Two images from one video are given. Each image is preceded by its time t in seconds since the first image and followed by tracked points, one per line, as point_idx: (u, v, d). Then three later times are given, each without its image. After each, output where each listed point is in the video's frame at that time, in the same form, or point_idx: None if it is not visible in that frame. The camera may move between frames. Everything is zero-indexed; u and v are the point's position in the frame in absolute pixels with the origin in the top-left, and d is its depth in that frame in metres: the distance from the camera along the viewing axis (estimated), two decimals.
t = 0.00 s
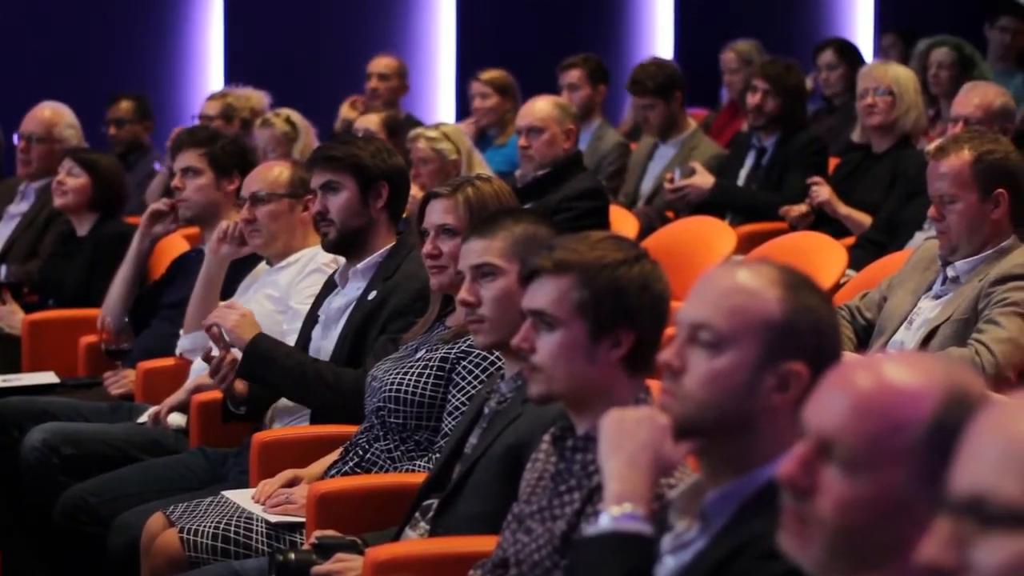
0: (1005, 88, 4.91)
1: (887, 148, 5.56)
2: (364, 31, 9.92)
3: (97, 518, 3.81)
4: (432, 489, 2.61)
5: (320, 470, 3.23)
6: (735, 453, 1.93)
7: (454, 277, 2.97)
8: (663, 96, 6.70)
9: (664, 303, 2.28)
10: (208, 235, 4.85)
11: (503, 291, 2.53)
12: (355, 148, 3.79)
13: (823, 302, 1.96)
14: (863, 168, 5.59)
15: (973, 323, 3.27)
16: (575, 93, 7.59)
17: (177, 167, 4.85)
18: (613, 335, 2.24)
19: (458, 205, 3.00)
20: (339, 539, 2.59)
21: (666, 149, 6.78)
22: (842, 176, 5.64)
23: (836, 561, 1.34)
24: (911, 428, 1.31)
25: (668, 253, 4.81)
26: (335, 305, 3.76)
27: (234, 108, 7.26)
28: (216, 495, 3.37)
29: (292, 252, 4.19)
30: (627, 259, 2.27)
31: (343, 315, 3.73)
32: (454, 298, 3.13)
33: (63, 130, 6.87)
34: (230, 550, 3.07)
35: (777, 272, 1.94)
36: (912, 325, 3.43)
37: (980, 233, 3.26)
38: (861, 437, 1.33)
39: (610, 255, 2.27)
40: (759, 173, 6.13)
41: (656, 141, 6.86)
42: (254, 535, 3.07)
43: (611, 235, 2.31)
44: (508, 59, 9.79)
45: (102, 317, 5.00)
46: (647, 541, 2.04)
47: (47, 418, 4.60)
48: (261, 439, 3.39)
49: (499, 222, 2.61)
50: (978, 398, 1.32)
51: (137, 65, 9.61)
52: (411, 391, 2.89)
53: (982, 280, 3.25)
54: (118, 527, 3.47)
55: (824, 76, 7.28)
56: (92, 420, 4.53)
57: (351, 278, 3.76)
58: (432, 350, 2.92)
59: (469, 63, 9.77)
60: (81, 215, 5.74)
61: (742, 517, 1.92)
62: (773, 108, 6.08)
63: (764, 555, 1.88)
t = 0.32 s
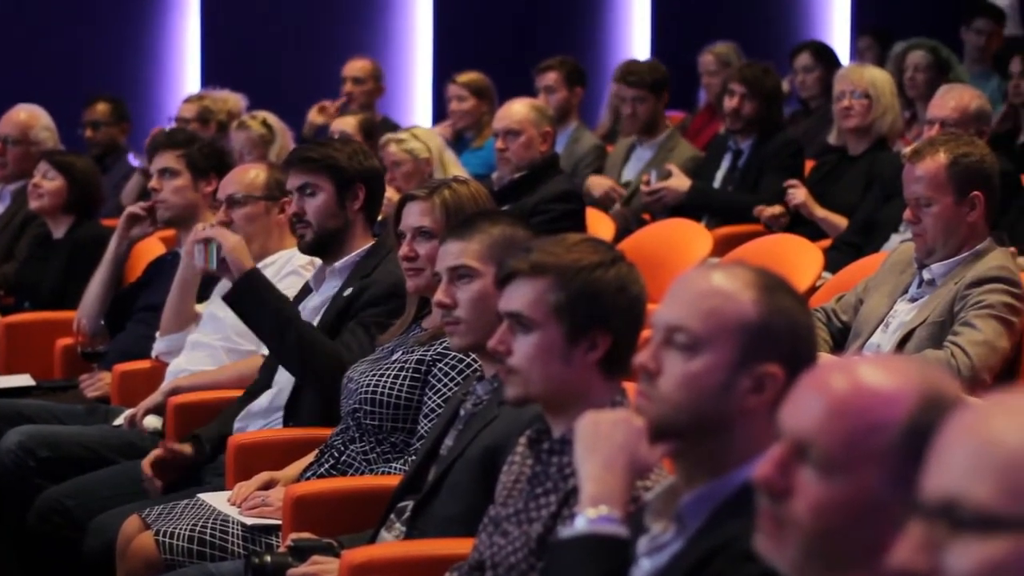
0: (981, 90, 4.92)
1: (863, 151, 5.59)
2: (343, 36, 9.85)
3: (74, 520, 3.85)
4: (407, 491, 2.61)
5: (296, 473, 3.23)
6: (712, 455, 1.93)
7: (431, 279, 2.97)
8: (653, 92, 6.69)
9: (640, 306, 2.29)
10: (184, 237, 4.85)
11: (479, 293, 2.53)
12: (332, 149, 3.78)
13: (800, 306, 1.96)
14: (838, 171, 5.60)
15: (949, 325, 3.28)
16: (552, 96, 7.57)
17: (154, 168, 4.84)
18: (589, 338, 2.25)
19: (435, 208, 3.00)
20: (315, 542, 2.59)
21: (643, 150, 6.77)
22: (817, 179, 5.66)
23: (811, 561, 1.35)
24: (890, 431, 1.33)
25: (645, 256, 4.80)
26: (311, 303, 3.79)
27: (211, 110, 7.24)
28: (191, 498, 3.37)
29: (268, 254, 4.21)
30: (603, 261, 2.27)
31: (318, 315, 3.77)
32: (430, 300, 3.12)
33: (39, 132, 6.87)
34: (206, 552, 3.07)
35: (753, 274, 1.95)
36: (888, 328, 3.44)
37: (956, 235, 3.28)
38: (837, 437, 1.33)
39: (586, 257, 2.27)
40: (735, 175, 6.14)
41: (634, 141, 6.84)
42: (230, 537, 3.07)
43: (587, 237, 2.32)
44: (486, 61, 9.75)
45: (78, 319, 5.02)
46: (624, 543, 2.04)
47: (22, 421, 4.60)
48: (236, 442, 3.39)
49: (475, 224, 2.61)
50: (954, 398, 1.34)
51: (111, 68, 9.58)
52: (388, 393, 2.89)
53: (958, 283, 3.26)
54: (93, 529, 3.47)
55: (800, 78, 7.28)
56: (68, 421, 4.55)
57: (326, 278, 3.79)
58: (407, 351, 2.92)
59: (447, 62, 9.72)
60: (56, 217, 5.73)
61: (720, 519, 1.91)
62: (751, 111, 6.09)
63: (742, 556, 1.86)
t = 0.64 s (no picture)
0: (945, 97, 4.93)
1: (828, 157, 5.61)
2: (307, 42, 9.78)
3: (39, 527, 3.84)
4: (372, 498, 2.61)
5: (262, 480, 3.24)
6: (678, 462, 1.94)
7: (397, 286, 2.97)
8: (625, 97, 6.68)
9: (604, 313, 2.30)
10: (149, 244, 4.86)
11: (444, 301, 2.53)
12: (296, 155, 3.77)
13: (765, 313, 1.96)
14: (803, 179, 5.61)
15: (914, 333, 3.30)
16: (518, 103, 7.51)
17: (120, 174, 4.85)
18: (555, 345, 2.25)
19: (401, 215, 3.00)
20: (280, 549, 2.59)
21: (611, 157, 6.78)
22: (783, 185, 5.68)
23: (772, 569, 1.34)
24: (851, 437, 1.31)
25: (611, 263, 4.80)
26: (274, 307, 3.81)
27: (177, 117, 7.22)
28: (156, 505, 3.36)
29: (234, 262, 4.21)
30: (568, 268, 2.28)
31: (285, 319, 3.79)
32: (395, 307, 3.13)
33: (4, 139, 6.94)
34: (172, 560, 3.07)
35: (718, 281, 1.95)
36: (854, 335, 3.45)
37: (921, 242, 3.30)
38: (801, 445, 1.32)
39: (550, 264, 2.28)
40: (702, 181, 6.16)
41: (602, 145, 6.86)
42: (195, 545, 3.07)
43: (552, 245, 2.32)
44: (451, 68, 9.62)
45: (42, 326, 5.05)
46: (588, 551, 2.04)
47: None
48: (203, 448, 3.37)
49: (440, 232, 2.61)
50: (918, 405, 1.32)
51: (79, 71, 9.67)
52: (352, 400, 2.89)
53: (923, 289, 3.28)
54: (59, 537, 3.46)
55: (766, 85, 7.28)
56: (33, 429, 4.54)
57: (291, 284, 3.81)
58: (372, 358, 2.92)
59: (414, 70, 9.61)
60: (22, 225, 5.72)
61: (685, 526, 1.91)
62: (718, 118, 6.12)
63: (707, 564, 1.87)
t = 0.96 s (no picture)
0: (921, 104, 4.94)
1: (803, 164, 5.61)
2: (280, 45, 9.77)
3: (14, 535, 3.83)
4: (347, 505, 2.61)
5: (237, 486, 3.25)
6: (651, 469, 1.94)
7: (372, 293, 2.97)
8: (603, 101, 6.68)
9: (579, 320, 2.30)
10: (124, 251, 4.89)
11: (419, 307, 2.53)
12: (271, 162, 3.77)
13: (738, 318, 1.96)
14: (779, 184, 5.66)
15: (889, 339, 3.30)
16: (493, 109, 7.52)
17: (92, 182, 4.89)
18: (530, 351, 2.25)
19: (376, 222, 3.00)
20: (255, 556, 2.58)
21: (584, 163, 6.79)
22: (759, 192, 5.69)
23: None
24: (827, 443, 1.32)
25: (586, 271, 4.80)
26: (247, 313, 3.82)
27: (152, 123, 7.20)
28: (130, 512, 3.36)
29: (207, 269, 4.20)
30: (543, 275, 2.27)
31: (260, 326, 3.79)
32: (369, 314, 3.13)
33: None
34: (145, 567, 3.06)
35: (692, 288, 1.95)
36: (828, 341, 3.45)
37: (895, 249, 3.31)
38: (775, 452, 1.32)
39: (525, 271, 2.28)
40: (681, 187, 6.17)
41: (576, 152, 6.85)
42: (169, 552, 3.06)
43: (526, 251, 2.32)
44: (425, 75, 9.63)
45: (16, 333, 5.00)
46: (564, 557, 2.03)
47: None
48: (174, 457, 3.37)
49: (415, 238, 2.61)
50: (892, 412, 1.32)
51: (57, 76, 9.70)
52: (328, 407, 2.89)
53: (898, 296, 3.28)
54: (34, 544, 3.45)
55: (741, 92, 7.27)
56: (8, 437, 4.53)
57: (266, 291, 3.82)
58: (348, 366, 2.92)
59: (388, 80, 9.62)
60: None
61: (660, 532, 1.91)
62: (693, 127, 6.11)
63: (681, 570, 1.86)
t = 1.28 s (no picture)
0: (893, 110, 4.97)
1: (777, 169, 5.61)
2: (255, 50, 9.76)
3: None
4: (321, 511, 2.61)
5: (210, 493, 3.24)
6: (624, 474, 1.94)
7: (345, 298, 2.97)
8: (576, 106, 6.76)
9: (553, 325, 2.30)
10: (96, 256, 4.91)
11: (393, 313, 2.54)
12: (246, 168, 3.78)
13: (711, 323, 1.96)
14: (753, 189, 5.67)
15: (862, 345, 3.31)
16: (466, 115, 7.50)
17: (66, 187, 4.90)
18: (503, 356, 2.25)
19: (349, 227, 3.00)
20: (227, 562, 2.57)
21: (556, 169, 6.80)
22: (733, 198, 5.71)
23: None
24: (800, 448, 1.32)
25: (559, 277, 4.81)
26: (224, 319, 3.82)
27: (126, 129, 7.18)
28: (104, 518, 3.36)
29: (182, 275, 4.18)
30: (516, 280, 2.28)
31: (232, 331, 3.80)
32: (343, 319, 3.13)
33: None
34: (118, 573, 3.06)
35: (665, 293, 1.95)
36: (802, 347, 3.46)
37: (868, 255, 3.32)
38: (749, 457, 1.32)
39: (498, 276, 2.28)
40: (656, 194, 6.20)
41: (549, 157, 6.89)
42: (142, 558, 3.05)
43: (500, 256, 2.32)
44: (399, 80, 9.62)
45: None
46: (538, 562, 2.04)
47: None
48: (148, 463, 3.37)
49: (389, 244, 2.62)
50: (864, 418, 1.34)
51: (34, 77, 9.74)
52: (301, 414, 2.89)
53: (870, 302, 3.29)
54: (7, 549, 3.45)
55: (714, 97, 7.28)
56: None
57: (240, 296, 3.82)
58: (321, 372, 2.91)
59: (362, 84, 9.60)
60: None
61: (632, 537, 1.91)
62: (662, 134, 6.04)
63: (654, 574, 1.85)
